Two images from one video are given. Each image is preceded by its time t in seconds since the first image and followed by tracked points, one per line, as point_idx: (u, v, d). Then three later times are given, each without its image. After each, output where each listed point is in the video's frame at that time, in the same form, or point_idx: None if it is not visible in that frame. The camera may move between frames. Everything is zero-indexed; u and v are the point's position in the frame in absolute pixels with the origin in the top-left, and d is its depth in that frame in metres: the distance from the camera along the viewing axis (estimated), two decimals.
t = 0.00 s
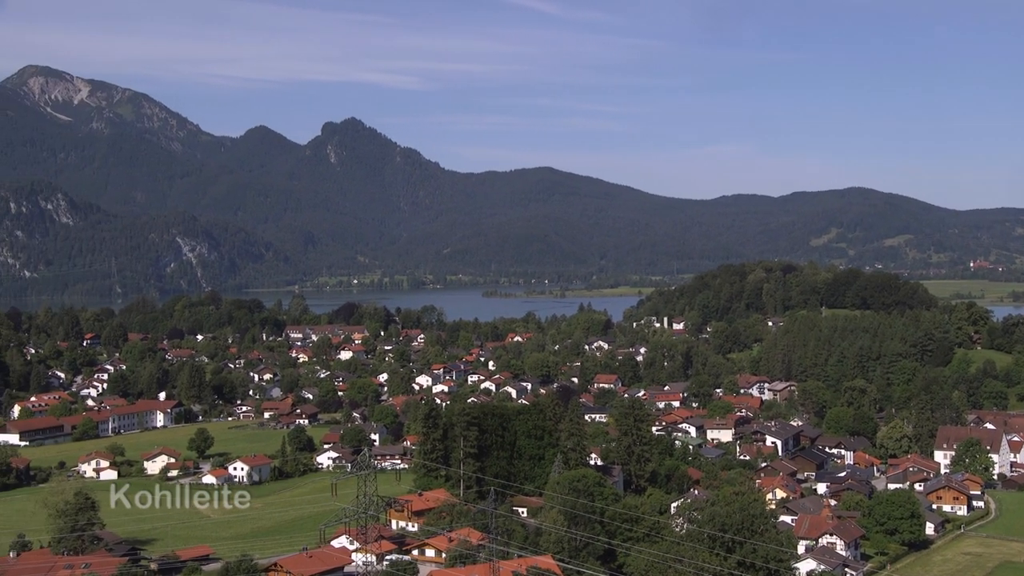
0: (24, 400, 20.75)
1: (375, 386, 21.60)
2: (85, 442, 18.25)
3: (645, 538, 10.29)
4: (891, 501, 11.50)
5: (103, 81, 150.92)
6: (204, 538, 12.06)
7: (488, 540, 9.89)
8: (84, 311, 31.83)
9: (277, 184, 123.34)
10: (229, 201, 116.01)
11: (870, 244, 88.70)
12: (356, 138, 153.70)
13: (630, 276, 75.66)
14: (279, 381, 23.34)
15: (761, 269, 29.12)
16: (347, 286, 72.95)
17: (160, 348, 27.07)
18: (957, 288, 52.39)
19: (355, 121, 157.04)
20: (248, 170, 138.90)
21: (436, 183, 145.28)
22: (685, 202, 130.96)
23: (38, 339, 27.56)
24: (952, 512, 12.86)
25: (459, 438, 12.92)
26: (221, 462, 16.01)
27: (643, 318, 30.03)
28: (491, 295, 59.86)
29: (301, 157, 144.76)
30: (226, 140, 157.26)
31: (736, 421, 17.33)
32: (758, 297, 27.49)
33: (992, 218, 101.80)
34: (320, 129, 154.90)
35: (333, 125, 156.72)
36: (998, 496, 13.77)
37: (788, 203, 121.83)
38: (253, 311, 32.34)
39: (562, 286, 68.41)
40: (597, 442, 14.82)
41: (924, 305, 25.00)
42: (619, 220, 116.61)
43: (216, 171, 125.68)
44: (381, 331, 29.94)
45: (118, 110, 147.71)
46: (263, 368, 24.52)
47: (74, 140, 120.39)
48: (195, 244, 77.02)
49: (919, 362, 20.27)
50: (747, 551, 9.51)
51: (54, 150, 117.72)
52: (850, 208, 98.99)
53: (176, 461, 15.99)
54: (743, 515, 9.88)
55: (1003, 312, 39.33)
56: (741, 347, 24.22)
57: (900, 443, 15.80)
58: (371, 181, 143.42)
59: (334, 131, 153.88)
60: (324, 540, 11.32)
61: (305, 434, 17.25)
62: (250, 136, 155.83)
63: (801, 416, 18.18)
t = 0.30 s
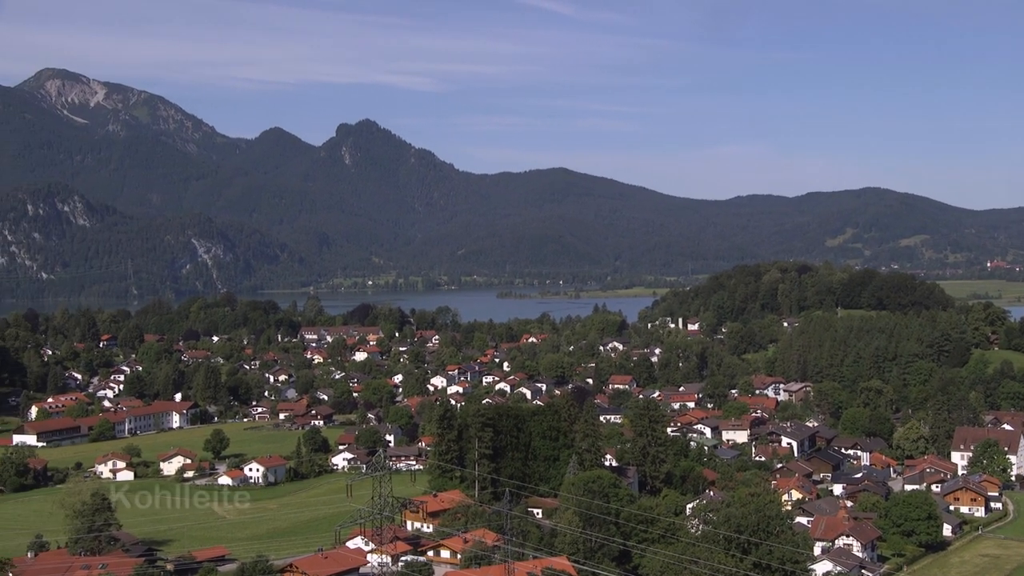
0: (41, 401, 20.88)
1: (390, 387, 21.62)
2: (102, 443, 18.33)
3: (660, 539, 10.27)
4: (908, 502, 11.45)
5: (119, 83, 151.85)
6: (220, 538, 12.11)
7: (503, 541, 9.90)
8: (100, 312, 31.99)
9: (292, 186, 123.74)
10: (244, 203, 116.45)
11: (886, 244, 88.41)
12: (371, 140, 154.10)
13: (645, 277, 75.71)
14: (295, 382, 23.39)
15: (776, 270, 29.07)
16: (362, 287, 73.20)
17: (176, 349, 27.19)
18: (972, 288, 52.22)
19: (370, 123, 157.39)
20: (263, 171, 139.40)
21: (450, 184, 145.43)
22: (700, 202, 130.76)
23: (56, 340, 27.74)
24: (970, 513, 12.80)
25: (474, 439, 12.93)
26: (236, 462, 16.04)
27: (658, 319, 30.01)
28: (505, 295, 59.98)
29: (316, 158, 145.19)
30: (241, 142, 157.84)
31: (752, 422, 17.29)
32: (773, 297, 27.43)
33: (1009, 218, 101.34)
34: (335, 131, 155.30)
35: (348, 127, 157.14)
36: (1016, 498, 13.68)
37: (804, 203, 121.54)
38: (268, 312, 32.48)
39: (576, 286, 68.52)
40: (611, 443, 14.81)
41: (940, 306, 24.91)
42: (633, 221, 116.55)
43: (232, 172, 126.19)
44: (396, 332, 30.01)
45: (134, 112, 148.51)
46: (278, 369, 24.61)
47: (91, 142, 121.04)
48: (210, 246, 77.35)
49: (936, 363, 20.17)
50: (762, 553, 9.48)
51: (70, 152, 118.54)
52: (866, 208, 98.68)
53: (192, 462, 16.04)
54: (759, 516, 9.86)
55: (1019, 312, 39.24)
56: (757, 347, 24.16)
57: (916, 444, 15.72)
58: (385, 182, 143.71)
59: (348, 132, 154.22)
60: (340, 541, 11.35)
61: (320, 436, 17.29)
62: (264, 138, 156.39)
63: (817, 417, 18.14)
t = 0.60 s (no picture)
0: (64, 402, 20.99)
1: (410, 389, 21.63)
2: (124, 444, 18.41)
3: (680, 544, 10.21)
4: (931, 508, 11.36)
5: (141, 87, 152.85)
6: (240, 539, 12.16)
7: (522, 544, 9.91)
8: (122, 315, 32.15)
9: (313, 189, 124.08)
10: (265, 206, 116.90)
11: (909, 248, 87.86)
12: (391, 143, 154.46)
13: (666, 280, 75.54)
14: (315, 384, 23.45)
15: (797, 274, 28.94)
16: (382, 290, 73.37)
17: (197, 351, 27.32)
18: (995, 292, 51.82)
19: (391, 126, 157.71)
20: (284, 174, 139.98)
21: (470, 187, 145.49)
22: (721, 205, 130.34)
23: (78, 342, 27.90)
24: (994, 519, 12.68)
25: (494, 442, 12.94)
26: (257, 464, 16.07)
27: (678, 323, 29.89)
28: (525, 299, 59.94)
29: (337, 161, 145.67)
30: (263, 145, 158.47)
31: (773, 426, 17.20)
32: (794, 301, 27.30)
33: None
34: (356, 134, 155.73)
35: (369, 130, 157.53)
36: None
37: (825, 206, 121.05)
38: (288, 314, 32.58)
39: (596, 289, 68.46)
40: (632, 446, 14.76)
41: (964, 310, 24.73)
42: (654, 224, 116.32)
43: (253, 175, 126.72)
44: (415, 335, 30.05)
45: (156, 116, 149.39)
46: (299, 372, 24.68)
47: (114, 145, 121.96)
48: (231, 249, 77.65)
49: (958, 367, 20.00)
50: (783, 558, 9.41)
51: (94, 156, 119.35)
52: (888, 211, 98.13)
53: (213, 464, 16.09)
54: (780, 521, 9.81)
55: None
56: (777, 351, 24.04)
57: (940, 449, 15.56)
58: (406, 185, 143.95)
59: (369, 135, 154.53)
60: (359, 543, 11.36)
61: (340, 438, 17.31)
62: (286, 142, 157.05)
63: (838, 422, 18.02)
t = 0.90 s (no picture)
0: (83, 404, 21.14)
1: (427, 392, 21.68)
2: (142, 446, 18.52)
3: (697, 547, 10.22)
4: (949, 512, 11.33)
5: (160, 90, 153.73)
6: (256, 541, 12.22)
7: (539, 548, 9.94)
8: (141, 316, 32.33)
9: (330, 191, 124.40)
10: (283, 208, 117.29)
11: (928, 251, 87.44)
12: (409, 146, 154.72)
13: (683, 283, 75.41)
14: (332, 387, 23.53)
15: (815, 277, 28.88)
16: (400, 292, 73.54)
17: (215, 353, 27.45)
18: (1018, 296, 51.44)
19: (408, 129, 157.94)
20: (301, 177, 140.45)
21: (487, 190, 145.61)
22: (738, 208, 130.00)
23: (97, 344, 28.07)
24: (1014, 524, 12.61)
25: (511, 445, 12.97)
26: (274, 466, 16.15)
27: (695, 326, 29.83)
28: (542, 301, 59.98)
29: (355, 164, 146.06)
30: (281, 147, 158.98)
31: (790, 429, 17.17)
32: (812, 305, 27.21)
33: None
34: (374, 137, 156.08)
35: (386, 133, 157.86)
36: None
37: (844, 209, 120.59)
38: (306, 316, 32.70)
39: (613, 293, 68.40)
40: (649, 449, 14.76)
41: (983, 313, 24.61)
42: (671, 227, 116.15)
43: (271, 178, 127.16)
44: (432, 338, 30.10)
45: (175, 119, 150.18)
46: (316, 374, 24.78)
47: (133, 148, 122.61)
48: (250, 251, 77.94)
49: (977, 370, 19.90)
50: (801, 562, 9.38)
51: (113, 158, 120.12)
52: (907, 215, 97.71)
53: (230, 466, 16.17)
54: (798, 525, 9.82)
55: None
56: (795, 354, 23.97)
57: (958, 453, 15.49)
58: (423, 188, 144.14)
59: (387, 138, 154.74)
60: (376, 545, 11.39)
61: (357, 440, 17.35)
62: (303, 144, 157.55)
63: (856, 425, 17.96)
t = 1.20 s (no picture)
0: (102, 406, 21.25)
1: (443, 395, 21.71)
2: (160, 448, 18.62)
3: (714, 552, 10.17)
4: (968, 517, 11.27)
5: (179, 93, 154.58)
6: (273, 543, 12.25)
7: (556, 552, 9.91)
8: (160, 318, 32.52)
9: (348, 194, 124.75)
10: (301, 211, 117.68)
11: (947, 255, 87.01)
12: (426, 149, 155.06)
13: (701, 287, 75.32)
14: (350, 389, 23.58)
15: (833, 281, 28.81)
16: (417, 295, 73.72)
17: (233, 355, 27.56)
18: None
19: (426, 132, 158.16)
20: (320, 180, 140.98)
21: (505, 194, 145.73)
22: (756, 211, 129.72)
23: (116, 346, 28.23)
24: None
25: (528, 448, 12.94)
26: (292, 468, 16.21)
27: (713, 329, 29.78)
28: (560, 304, 60.13)
29: (373, 167, 146.49)
30: (299, 151, 159.53)
31: (808, 434, 17.13)
32: (830, 308, 27.10)
33: None
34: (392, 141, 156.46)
35: (404, 136, 158.21)
36: None
37: (863, 213, 120.17)
38: (323, 319, 32.79)
39: (632, 296, 68.47)
40: (666, 453, 14.74)
41: (1004, 318, 24.46)
42: (689, 230, 115.95)
43: (289, 181, 127.64)
44: (450, 341, 30.16)
45: (194, 122, 150.96)
46: (334, 376, 24.84)
47: (152, 151, 123.35)
48: (268, 254, 78.31)
49: (998, 376, 19.75)
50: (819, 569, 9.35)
51: (133, 161, 120.86)
52: (926, 219, 97.27)
53: (248, 469, 16.23)
54: (816, 529, 9.78)
55: None
56: (813, 359, 23.89)
57: (977, 459, 15.37)
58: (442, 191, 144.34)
59: (405, 141, 155.08)
60: (393, 548, 11.40)
61: (374, 443, 17.38)
62: (322, 147, 158.09)
63: (875, 430, 17.89)
